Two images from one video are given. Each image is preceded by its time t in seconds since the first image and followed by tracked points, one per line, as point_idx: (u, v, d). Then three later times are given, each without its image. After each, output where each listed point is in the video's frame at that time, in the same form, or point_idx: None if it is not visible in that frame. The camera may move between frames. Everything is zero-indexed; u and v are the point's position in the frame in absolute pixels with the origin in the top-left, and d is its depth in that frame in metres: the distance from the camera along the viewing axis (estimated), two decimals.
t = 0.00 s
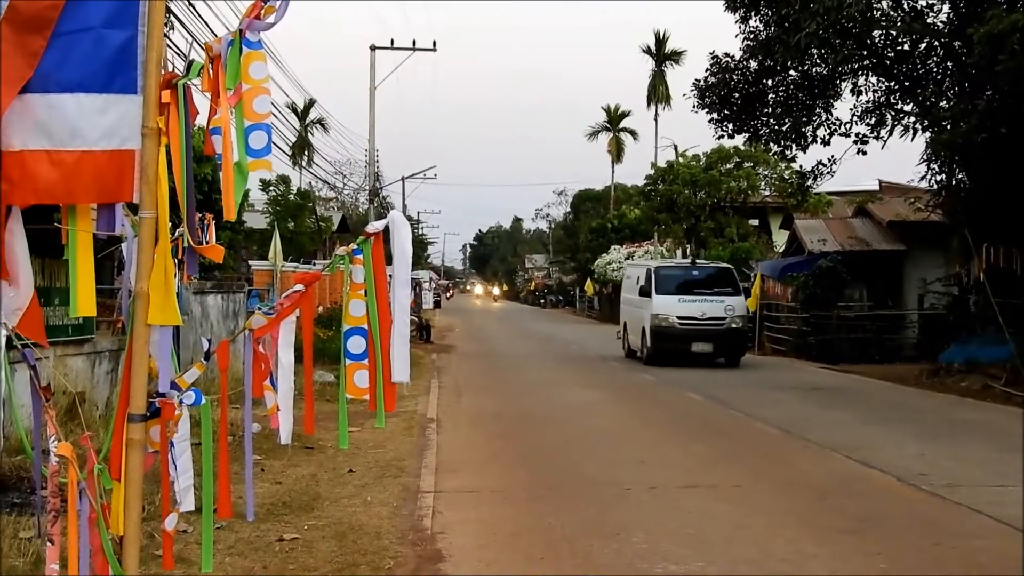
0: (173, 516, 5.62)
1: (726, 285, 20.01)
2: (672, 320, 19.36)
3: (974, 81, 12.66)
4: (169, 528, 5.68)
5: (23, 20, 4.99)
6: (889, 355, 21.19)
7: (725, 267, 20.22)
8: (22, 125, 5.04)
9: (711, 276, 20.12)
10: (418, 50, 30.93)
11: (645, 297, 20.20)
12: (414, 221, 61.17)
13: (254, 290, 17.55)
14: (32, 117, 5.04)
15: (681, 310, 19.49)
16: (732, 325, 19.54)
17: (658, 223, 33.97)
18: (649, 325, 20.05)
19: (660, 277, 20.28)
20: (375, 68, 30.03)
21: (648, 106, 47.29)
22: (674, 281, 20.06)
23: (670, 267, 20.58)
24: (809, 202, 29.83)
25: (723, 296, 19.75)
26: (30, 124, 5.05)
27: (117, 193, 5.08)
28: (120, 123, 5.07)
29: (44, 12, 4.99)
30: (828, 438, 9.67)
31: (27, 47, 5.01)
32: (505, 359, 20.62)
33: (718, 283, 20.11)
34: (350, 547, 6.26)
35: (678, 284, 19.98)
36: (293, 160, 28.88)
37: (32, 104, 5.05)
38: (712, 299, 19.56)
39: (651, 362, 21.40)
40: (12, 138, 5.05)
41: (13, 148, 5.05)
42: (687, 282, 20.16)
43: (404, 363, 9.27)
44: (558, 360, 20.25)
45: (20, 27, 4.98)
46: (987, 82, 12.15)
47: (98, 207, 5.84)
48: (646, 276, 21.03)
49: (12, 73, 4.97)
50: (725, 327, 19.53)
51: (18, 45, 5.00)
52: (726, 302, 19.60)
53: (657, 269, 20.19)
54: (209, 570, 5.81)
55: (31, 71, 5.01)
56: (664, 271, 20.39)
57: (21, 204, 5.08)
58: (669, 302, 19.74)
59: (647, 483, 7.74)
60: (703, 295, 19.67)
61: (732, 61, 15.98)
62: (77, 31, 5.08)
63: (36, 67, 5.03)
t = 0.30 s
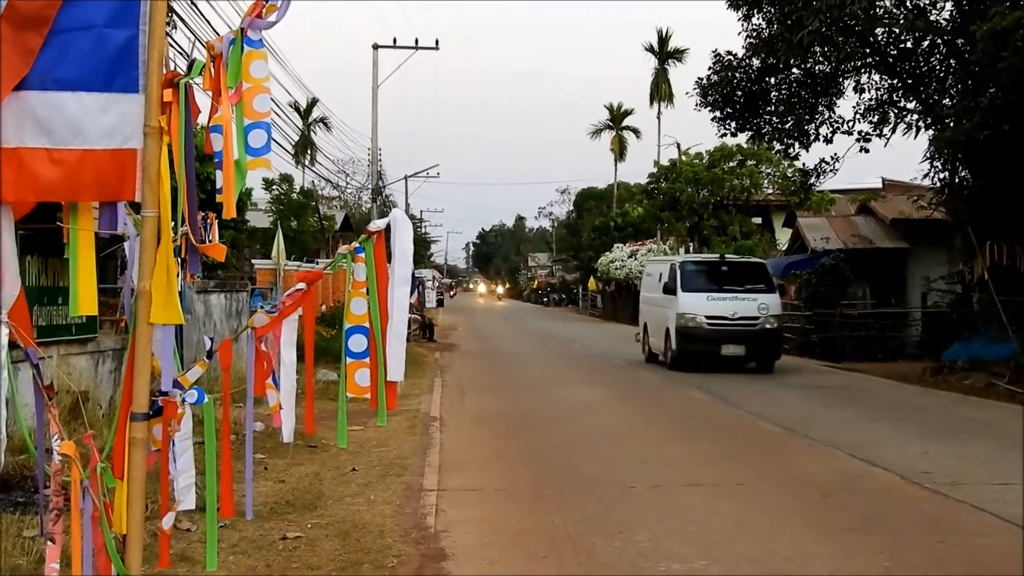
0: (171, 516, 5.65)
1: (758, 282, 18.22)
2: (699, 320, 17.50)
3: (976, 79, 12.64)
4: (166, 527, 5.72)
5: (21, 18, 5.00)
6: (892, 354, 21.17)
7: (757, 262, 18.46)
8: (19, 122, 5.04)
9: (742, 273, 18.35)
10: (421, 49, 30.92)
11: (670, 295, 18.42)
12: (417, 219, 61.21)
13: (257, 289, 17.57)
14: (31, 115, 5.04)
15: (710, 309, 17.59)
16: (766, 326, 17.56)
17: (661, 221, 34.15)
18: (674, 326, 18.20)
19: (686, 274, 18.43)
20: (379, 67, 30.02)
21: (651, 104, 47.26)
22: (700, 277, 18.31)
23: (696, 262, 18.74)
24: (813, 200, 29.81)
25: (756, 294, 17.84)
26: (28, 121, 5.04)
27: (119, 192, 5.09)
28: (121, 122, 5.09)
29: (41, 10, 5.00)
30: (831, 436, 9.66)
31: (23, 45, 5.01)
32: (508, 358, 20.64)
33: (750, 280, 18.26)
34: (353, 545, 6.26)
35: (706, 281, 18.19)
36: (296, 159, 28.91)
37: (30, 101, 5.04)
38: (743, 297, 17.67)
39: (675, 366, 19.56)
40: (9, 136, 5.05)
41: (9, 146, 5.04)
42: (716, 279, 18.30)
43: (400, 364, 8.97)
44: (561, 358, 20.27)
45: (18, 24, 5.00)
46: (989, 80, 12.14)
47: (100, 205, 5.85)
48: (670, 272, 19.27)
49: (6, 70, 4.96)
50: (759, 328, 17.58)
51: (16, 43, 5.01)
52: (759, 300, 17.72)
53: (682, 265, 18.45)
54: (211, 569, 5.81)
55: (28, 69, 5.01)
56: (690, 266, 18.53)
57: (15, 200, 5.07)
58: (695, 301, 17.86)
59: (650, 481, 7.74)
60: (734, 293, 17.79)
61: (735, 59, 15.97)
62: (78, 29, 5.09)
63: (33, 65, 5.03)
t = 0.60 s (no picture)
0: (173, 513, 5.64)
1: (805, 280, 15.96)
2: (741, 322, 15.23)
3: (981, 76, 12.62)
4: (168, 525, 5.71)
5: (24, 16, 4.98)
6: (897, 351, 21.17)
7: (804, 256, 16.21)
8: (23, 121, 5.06)
9: (787, 268, 16.07)
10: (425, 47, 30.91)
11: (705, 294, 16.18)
12: (422, 218, 61.28)
13: (262, 287, 17.59)
14: (35, 113, 5.05)
15: (753, 310, 15.34)
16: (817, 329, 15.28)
17: (667, 219, 34.39)
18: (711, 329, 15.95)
19: (723, 267, 16.19)
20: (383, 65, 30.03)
21: (655, 102, 47.25)
22: (740, 273, 16.04)
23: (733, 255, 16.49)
24: (818, 197, 29.80)
25: (803, 293, 15.58)
26: (32, 119, 5.05)
27: (123, 190, 5.08)
28: (125, 120, 5.09)
29: (45, 8, 4.99)
30: (836, 433, 9.66)
31: (27, 43, 5.00)
32: (512, 356, 20.66)
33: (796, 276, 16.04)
34: (358, 543, 6.26)
35: (746, 277, 15.94)
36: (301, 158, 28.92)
37: (35, 100, 5.05)
38: (790, 296, 15.41)
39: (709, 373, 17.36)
40: (12, 135, 5.06)
41: (14, 145, 5.06)
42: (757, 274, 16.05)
43: (408, 360, 9.10)
44: (565, 356, 20.28)
45: (21, 23, 4.98)
46: (994, 77, 12.13)
47: (105, 203, 5.84)
48: (703, 267, 17.01)
49: (11, 69, 4.96)
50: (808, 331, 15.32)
51: (19, 40, 5.00)
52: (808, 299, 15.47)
53: (719, 258, 16.22)
54: (217, 566, 5.82)
55: (32, 67, 5.01)
56: (728, 260, 16.28)
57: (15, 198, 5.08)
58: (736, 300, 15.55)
59: (655, 478, 7.73)
60: (779, 292, 15.53)
61: (739, 57, 15.90)
62: (82, 27, 5.10)
63: (37, 64, 5.03)
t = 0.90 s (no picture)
0: (178, 512, 5.62)
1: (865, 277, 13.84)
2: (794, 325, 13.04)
3: (985, 72, 12.60)
4: (177, 523, 5.74)
5: (32, 16, 5.00)
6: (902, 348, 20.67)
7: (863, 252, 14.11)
8: (31, 122, 5.10)
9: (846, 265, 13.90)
10: (430, 45, 30.92)
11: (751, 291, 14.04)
12: (426, 216, 61.33)
13: (267, 285, 17.60)
14: (42, 114, 5.09)
15: (809, 312, 13.13)
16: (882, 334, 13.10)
17: (671, 216, 34.31)
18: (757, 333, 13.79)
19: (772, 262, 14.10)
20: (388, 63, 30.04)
21: (660, 99, 47.25)
22: (790, 268, 13.93)
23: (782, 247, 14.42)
24: (822, 194, 29.76)
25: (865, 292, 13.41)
26: (40, 120, 5.09)
27: (127, 188, 5.07)
28: (129, 119, 5.07)
29: (52, 8, 5.00)
30: (841, 431, 9.64)
31: (36, 44, 5.02)
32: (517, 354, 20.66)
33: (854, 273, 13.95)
34: (363, 541, 6.26)
35: (799, 273, 13.83)
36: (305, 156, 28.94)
37: (43, 101, 5.09)
38: (851, 296, 13.25)
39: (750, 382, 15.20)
40: (21, 137, 5.11)
41: (22, 146, 5.10)
42: (811, 270, 13.92)
43: (412, 357, 9.03)
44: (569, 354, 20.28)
45: (29, 24, 5.00)
46: (999, 73, 12.12)
47: (109, 202, 5.84)
48: (747, 262, 14.88)
49: (22, 70, 5.00)
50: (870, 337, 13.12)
51: (28, 41, 5.02)
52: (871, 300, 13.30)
53: (766, 252, 14.16)
54: (222, 564, 5.82)
55: (41, 67, 5.03)
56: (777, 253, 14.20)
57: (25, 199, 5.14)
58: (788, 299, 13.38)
59: (660, 476, 7.73)
60: (839, 291, 13.35)
61: (743, 54, 15.96)
62: (87, 26, 5.08)
63: (45, 64, 5.04)
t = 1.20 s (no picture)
0: (181, 510, 5.62)
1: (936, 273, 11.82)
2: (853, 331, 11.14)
3: (988, 70, 12.61)
4: (178, 520, 5.68)
5: (35, 13, 5.01)
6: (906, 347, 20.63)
7: (928, 244, 12.15)
8: (34, 120, 5.09)
9: (909, 260, 11.96)
10: (432, 42, 30.89)
11: (801, 292, 12.07)
12: (429, 215, 61.35)
13: (271, 284, 17.60)
14: (45, 111, 5.08)
15: (871, 315, 11.20)
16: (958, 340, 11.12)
17: (675, 214, 34.45)
18: (807, 341, 11.89)
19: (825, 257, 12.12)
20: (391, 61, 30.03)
21: (663, 97, 47.25)
22: (848, 265, 11.94)
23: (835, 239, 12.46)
24: (825, 192, 29.76)
25: (936, 291, 11.46)
26: (42, 117, 5.08)
27: (130, 185, 5.07)
28: (131, 117, 5.07)
29: (56, 5, 5.01)
30: (846, 429, 9.61)
31: (40, 41, 5.03)
32: (520, 352, 20.66)
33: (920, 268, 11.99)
34: (367, 539, 6.26)
35: (857, 271, 11.86)
36: (308, 155, 28.96)
37: (46, 98, 5.08)
38: (919, 296, 11.30)
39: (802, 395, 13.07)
40: (25, 134, 5.09)
41: (27, 143, 5.08)
42: (871, 266, 11.95)
43: (415, 356, 8.91)
44: (573, 353, 20.29)
45: (32, 21, 5.01)
46: (1002, 70, 12.12)
47: (112, 200, 5.83)
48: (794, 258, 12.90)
49: (26, 67, 5.01)
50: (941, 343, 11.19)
51: (33, 39, 5.03)
52: (943, 300, 11.33)
53: (819, 246, 12.18)
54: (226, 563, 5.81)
55: (44, 64, 5.03)
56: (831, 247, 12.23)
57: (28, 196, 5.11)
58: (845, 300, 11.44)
59: (663, 474, 7.72)
60: (905, 291, 11.41)
61: (746, 52, 15.90)
62: (90, 23, 5.10)
63: (49, 61, 5.05)
